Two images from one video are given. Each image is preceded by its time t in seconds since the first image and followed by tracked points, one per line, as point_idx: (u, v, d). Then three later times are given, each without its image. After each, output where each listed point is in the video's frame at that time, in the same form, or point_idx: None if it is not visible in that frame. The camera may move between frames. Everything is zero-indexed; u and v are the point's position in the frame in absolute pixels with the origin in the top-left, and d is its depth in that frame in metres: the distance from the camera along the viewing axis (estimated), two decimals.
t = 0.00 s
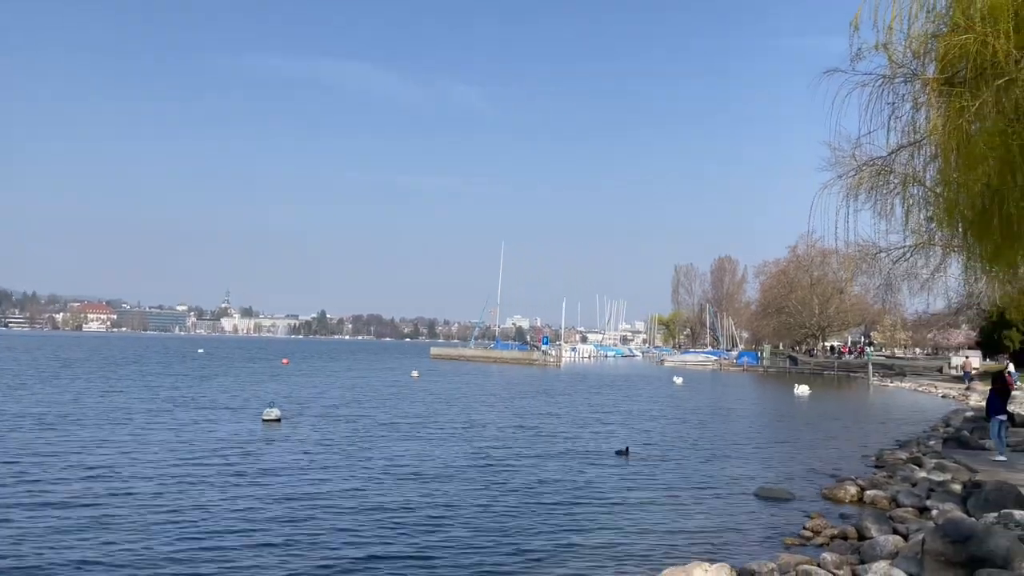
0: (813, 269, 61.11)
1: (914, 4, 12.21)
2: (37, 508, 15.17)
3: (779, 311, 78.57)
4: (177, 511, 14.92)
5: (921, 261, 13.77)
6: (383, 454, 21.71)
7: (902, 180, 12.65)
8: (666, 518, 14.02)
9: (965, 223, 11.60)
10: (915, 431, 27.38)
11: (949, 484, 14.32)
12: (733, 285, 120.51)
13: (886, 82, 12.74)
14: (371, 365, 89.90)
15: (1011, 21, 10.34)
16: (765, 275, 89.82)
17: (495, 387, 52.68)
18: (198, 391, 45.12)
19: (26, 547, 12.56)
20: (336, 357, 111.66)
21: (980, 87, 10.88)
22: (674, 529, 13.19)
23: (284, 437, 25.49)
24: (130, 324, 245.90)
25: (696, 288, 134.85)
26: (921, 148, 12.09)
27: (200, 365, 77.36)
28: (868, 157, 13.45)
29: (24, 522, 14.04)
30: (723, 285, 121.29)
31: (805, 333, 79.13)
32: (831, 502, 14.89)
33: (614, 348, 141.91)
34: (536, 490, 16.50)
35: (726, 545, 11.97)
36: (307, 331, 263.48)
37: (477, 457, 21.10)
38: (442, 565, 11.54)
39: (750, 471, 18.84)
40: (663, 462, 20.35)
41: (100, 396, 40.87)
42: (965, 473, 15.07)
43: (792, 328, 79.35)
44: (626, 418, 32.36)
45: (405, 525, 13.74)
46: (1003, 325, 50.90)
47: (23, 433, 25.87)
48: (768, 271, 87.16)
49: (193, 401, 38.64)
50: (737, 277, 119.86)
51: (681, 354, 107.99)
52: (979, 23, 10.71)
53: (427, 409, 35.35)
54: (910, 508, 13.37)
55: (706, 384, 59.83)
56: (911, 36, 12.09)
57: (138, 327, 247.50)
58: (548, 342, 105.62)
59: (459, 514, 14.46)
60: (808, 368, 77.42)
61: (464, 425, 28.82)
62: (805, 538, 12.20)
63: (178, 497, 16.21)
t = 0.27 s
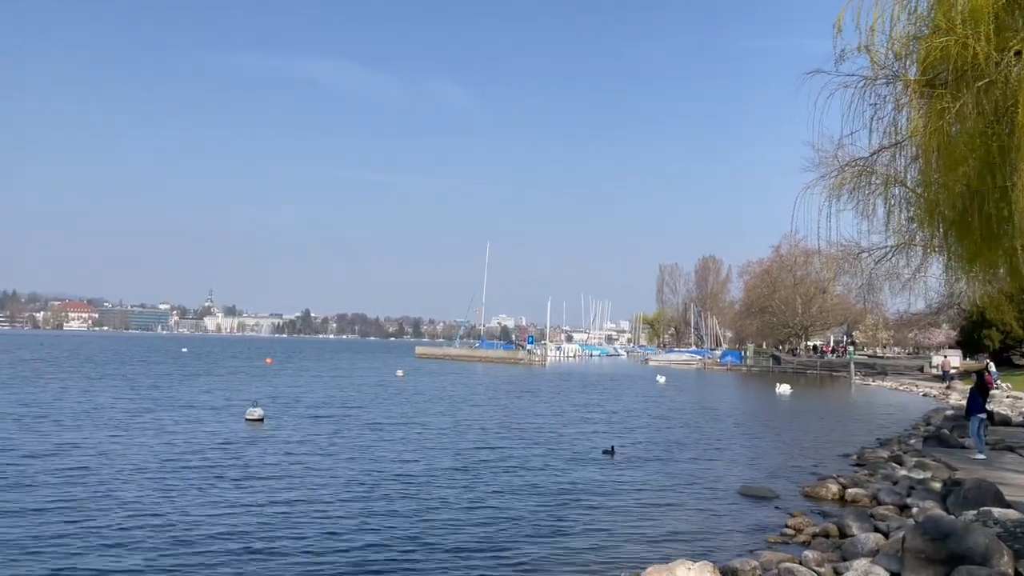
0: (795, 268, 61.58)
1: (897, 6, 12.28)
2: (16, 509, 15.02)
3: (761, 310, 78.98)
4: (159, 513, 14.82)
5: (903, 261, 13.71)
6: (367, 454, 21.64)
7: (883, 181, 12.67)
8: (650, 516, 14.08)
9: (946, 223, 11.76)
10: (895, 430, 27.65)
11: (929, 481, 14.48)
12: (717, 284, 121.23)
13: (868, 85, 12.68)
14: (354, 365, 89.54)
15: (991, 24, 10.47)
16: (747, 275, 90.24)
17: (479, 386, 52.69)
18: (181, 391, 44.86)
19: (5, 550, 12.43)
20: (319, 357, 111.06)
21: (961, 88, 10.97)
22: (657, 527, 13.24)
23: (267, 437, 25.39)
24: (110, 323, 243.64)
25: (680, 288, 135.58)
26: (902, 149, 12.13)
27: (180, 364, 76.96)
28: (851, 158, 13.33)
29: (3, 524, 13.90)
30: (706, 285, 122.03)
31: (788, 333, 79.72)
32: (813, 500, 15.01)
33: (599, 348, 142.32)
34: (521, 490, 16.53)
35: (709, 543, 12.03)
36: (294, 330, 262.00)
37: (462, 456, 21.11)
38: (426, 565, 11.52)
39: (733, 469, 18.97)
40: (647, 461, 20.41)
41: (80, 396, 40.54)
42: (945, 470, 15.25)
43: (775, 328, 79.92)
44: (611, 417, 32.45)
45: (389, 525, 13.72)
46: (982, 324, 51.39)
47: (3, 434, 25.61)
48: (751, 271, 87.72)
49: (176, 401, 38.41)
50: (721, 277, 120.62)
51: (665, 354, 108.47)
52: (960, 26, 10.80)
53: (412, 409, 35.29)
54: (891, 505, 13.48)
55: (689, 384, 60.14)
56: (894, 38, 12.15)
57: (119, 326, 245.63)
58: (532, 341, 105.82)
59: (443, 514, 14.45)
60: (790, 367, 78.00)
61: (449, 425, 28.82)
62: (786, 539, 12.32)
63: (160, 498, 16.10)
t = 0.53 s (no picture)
0: (779, 268, 61.96)
1: (879, 9, 12.39)
2: None
3: (745, 310, 79.39)
4: (142, 514, 14.72)
5: (884, 261, 13.87)
6: (351, 454, 21.59)
7: (866, 182, 12.77)
8: (635, 515, 14.11)
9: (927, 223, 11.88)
10: (878, 428, 27.85)
11: (910, 480, 14.60)
12: (701, 284, 121.75)
13: (851, 86, 12.83)
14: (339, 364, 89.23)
15: (972, 26, 10.56)
16: (731, 274, 90.65)
17: (464, 386, 52.62)
18: (164, 391, 44.55)
19: None
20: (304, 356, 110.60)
21: (942, 90, 11.07)
22: (643, 526, 13.27)
23: (251, 437, 25.27)
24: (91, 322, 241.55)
25: (665, 287, 136.08)
26: (885, 150, 12.24)
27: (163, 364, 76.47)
28: (834, 158, 13.48)
29: None
30: (691, 284, 122.57)
31: (772, 332, 80.16)
32: (796, 499, 15.09)
33: (585, 347, 142.56)
34: (506, 489, 16.55)
35: (694, 542, 12.07)
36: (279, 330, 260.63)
37: (447, 456, 21.09)
38: (411, 565, 11.48)
39: (717, 468, 19.07)
40: (631, 460, 20.46)
41: (62, 397, 40.20)
42: (927, 469, 15.36)
43: (759, 327, 80.33)
44: (596, 416, 32.49)
45: (374, 525, 13.70)
46: (963, 323, 51.90)
47: None
48: (736, 271, 88.16)
49: (159, 401, 38.15)
50: (706, 276, 121.16)
51: (650, 353, 108.81)
52: (941, 28, 10.90)
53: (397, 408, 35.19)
54: (873, 503, 13.57)
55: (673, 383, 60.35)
56: (876, 39, 12.25)
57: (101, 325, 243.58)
58: (517, 340, 105.85)
59: (427, 514, 14.42)
60: (774, 366, 78.44)
61: (434, 424, 28.76)
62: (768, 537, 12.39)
63: (143, 499, 15.98)
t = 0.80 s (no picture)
0: (764, 268, 62.32)
1: (862, 10, 12.48)
2: None
3: (730, 310, 79.79)
4: (125, 515, 14.64)
5: (867, 262, 13.97)
6: (336, 454, 21.52)
7: (849, 182, 12.83)
8: (619, 514, 14.14)
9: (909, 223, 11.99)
10: (861, 427, 28.06)
11: (892, 478, 14.73)
12: (686, 284, 122.26)
13: (834, 87, 12.90)
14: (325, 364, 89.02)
15: (953, 29, 10.64)
16: (716, 274, 91.03)
17: (450, 385, 52.56)
18: (147, 391, 44.26)
19: None
20: (290, 356, 110.21)
21: (923, 92, 11.17)
22: (627, 525, 13.30)
23: (235, 437, 25.17)
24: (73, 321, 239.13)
25: (651, 287, 136.52)
26: (868, 151, 12.32)
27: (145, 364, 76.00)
28: (817, 159, 13.55)
29: None
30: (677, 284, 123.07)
31: (757, 331, 80.62)
32: (780, 498, 15.18)
33: (571, 347, 142.81)
34: (491, 489, 16.57)
35: (678, 541, 12.11)
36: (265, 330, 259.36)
37: (433, 456, 21.08)
38: (396, 566, 11.46)
39: (702, 467, 19.17)
40: (617, 460, 20.52)
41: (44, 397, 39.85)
42: (908, 468, 15.52)
43: (743, 326, 80.74)
44: (582, 416, 32.56)
45: (359, 525, 13.67)
46: (945, 323, 52.37)
47: None
48: (721, 271, 88.61)
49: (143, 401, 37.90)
50: (691, 276, 121.70)
51: (635, 353, 109.16)
52: (923, 30, 10.99)
53: (382, 408, 35.11)
54: (856, 502, 13.73)
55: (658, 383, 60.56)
56: (859, 41, 12.33)
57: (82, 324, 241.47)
58: (502, 340, 105.92)
59: (413, 514, 14.39)
60: (758, 366, 78.88)
61: (419, 424, 28.72)
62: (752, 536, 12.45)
63: (125, 501, 15.87)
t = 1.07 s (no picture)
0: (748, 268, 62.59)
1: (846, 12, 12.57)
2: None
3: (715, 309, 80.15)
4: (110, 517, 14.57)
5: (851, 262, 14.08)
6: (322, 455, 21.45)
7: (832, 183, 12.92)
8: (605, 514, 14.18)
9: (892, 223, 12.10)
10: (845, 427, 28.27)
11: (875, 477, 14.85)
12: (672, 284, 122.81)
13: (817, 88, 12.99)
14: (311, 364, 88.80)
15: (936, 31, 10.72)
16: (701, 274, 91.42)
17: (436, 386, 52.53)
18: (131, 392, 43.96)
19: None
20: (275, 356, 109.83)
21: (906, 94, 11.28)
22: (613, 525, 13.33)
23: (220, 438, 25.06)
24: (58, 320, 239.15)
25: (637, 287, 136.96)
26: (851, 151, 12.42)
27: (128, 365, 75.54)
28: (801, 160, 13.64)
29: None
30: (662, 284, 123.65)
31: (741, 331, 81.05)
32: (764, 496, 15.29)
33: (556, 347, 142.96)
34: (478, 489, 16.63)
35: (663, 541, 12.15)
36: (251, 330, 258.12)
37: (419, 456, 21.08)
38: (381, 567, 11.42)
39: (687, 467, 19.29)
40: (602, 460, 20.57)
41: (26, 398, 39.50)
42: (891, 467, 15.67)
43: (729, 327, 81.15)
44: (568, 416, 32.62)
45: (346, 526, 13.67)
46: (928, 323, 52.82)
47: None
48: (706, 271, 89.00)
49: (127, 402, 37.65)
50: (676, 276, 122.27)
51: (621, 353, 109.45)
52: (906, 32, 11.09)
53: (368, 409, 35.04)
54: (838, 500, 13.78)
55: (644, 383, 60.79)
56: (843, 43, 12.42)
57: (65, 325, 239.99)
58: (488, 339, 105.88)
59: (398, 515, 14.36)
60: (743, 365, 79.33)
61: (405, 425, 28.70)
62: (735, 532, 12.48)
63: (108, 502, 15.75)
